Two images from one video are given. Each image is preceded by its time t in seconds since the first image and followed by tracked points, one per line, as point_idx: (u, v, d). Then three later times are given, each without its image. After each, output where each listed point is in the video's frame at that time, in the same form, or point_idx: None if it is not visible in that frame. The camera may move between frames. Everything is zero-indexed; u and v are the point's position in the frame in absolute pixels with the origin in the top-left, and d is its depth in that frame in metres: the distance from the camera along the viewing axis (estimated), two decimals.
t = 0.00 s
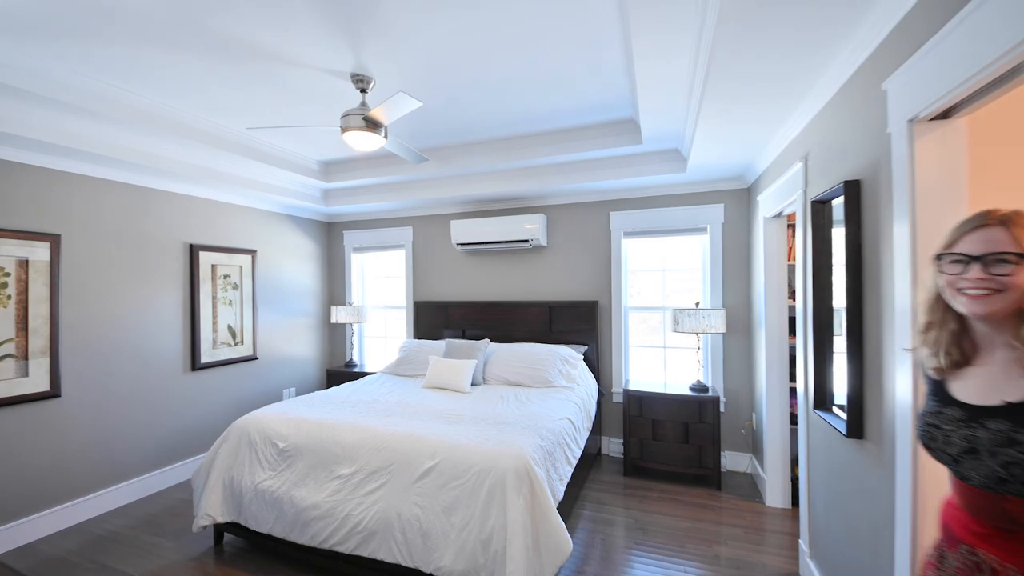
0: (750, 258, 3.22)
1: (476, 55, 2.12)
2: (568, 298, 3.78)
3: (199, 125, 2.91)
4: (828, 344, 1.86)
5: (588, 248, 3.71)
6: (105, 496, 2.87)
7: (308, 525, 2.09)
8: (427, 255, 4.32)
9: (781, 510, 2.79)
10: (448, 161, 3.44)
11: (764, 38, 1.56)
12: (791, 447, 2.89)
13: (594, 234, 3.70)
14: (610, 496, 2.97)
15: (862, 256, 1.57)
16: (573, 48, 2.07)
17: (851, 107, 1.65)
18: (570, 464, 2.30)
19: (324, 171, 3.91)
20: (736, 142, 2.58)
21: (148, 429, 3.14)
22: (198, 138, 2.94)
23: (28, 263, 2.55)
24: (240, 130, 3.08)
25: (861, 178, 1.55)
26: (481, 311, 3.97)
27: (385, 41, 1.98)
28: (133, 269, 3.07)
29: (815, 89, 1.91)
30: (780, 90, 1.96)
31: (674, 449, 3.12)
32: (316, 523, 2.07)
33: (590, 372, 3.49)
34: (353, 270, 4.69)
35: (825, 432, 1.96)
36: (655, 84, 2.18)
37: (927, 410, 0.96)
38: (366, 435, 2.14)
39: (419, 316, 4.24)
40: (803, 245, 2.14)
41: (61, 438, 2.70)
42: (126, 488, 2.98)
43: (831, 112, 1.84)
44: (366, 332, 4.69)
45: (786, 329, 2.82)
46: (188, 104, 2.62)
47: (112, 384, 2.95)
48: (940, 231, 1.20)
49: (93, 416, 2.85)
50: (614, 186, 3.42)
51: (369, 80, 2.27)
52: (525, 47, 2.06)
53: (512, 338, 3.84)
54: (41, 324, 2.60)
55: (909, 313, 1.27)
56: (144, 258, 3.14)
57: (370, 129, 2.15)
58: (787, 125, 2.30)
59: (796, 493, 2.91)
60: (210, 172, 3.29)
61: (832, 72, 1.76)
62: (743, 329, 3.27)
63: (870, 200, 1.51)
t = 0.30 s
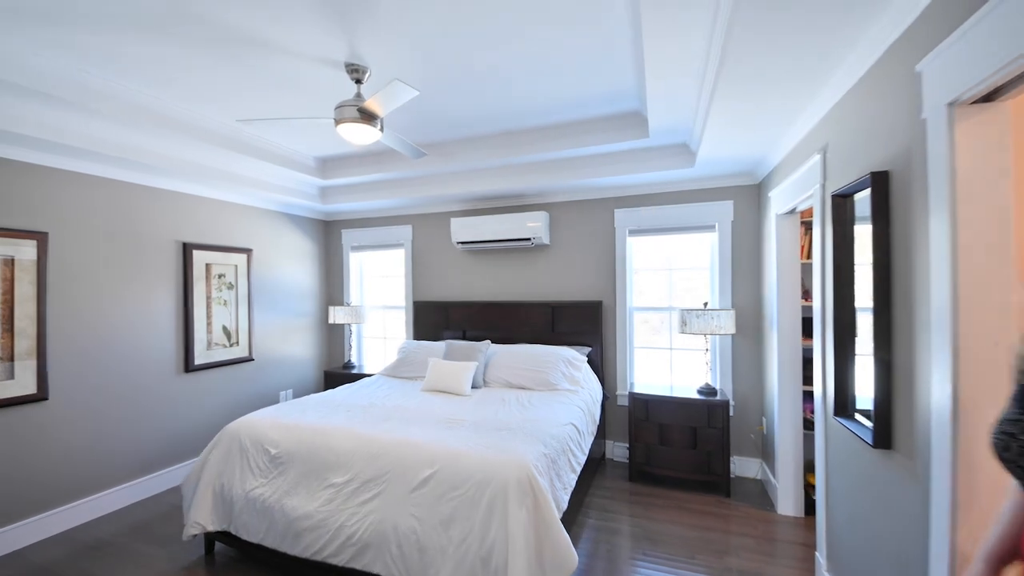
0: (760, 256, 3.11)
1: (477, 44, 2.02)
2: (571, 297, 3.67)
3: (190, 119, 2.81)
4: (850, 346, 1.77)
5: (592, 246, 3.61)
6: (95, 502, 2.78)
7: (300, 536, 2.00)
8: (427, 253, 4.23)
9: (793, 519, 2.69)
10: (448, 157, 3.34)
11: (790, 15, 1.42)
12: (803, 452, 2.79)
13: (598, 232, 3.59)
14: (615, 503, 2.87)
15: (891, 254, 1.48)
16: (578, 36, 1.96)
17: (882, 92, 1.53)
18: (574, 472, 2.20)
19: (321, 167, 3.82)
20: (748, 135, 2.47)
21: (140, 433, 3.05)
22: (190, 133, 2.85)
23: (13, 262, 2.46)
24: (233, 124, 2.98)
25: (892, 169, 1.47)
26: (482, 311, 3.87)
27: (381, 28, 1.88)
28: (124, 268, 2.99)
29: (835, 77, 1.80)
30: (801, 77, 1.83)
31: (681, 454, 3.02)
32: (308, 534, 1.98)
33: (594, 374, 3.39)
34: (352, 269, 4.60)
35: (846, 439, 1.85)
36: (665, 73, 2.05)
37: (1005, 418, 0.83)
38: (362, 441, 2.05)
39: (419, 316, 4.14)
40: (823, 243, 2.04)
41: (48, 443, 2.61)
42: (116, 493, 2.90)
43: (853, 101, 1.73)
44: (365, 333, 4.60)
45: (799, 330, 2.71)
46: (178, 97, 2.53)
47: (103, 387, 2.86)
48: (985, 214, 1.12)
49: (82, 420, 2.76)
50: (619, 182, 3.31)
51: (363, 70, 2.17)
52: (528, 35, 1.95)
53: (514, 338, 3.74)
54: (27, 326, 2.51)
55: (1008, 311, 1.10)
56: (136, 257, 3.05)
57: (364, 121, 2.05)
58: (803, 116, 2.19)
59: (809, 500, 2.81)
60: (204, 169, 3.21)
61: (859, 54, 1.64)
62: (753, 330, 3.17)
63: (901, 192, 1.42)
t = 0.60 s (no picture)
0: (779, 254, 2.95)
1: (479, 29, 1.90)
2: (579, 297, 3.54)
3: (185, 113, 2.72)
4: (885, 350, 1.62)
5: (601, 244, 3.47)
6: (89, 506, 2.72)
7: (293, 548, 1.89)
8: (430, 252, 4.12)
9: (816, 532, 2.54)
10: (452, 151, 3.23)
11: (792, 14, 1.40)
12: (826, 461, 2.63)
13: (607, 230, 3.46)
14: (625, 513, 2.73)
15: (936, 248, 1.34)
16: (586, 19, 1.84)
17: (923, 71, 1.39)
18: (582, 482, 2.07)
19: (322, 163, 3.72)
20: (768, 124, 2.32)
21: (137, 436, 2.99)
22: (185, 128, 2.76)
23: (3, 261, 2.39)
24: (230, 118, 2.89)
25: (936, 155, 1.32)
26: (487, 311, 3.75)
27: (376, 11, 1.77)
28: (120, 266, 2.91)
29: (867, 58, 1.66)
30: (824, 63, 1.71)
31: (695, 462, 2.88)
32: (300, 547, 1.87)
33: (603, 377, 3.26)
34: (355, 268, 4.51)
35: (879, 451, 1.70)
36: (679, 59, 1.92)
37: None
38: (358, 449, 1.94)
39: (422, 316, 4.04)
40: (852, 239, 1.89)
41: (40, 446, 2.54)
42: (111, 498, 2.83)
43: (889, 83, 1.59)
44: (369, 333, 4.51)
45: (821, 332, 2.56)
46: (171, 89, 2.44)
47: (97, 388, 2.79)
48: None
49: (76, 422, 2.69)
50: (630, 177, 3.17)
51: (359, 57, 2.04)
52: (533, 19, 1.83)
53: (519, 340, 3.61)
54: (18, 325, 2.44)
55: None
56: (133, 255, 2.98)
57: (360, 111, 1.94)
58: (829, 102, 2.04)
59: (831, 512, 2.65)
60: (201, 165, 3.12)
61: (895, 32, 1.49)
62: (771, 331, 3.01)
63: (948, 181, 1.28)
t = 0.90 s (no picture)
0: (806, 252, 2.77)
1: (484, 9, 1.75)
2: (591, 298, 3.38)
3: (179, 106, 2.61)
4: (936, 358, 1.45)
5: (613, 242, 3.31)
6: (83, 514, 2.63)
7: (285, 568, 1.77)
8: (436, 251, 3.99)
9: (847, 551, 2.36)
10: (457, 146, 3.09)
11: None
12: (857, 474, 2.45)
13: (620, 227, 3.29)
14: (640, 527, 2.58)
15: (1005, 245, 1.16)
16: None
17: (988, 43, 1.21)
18: (595, 498, 1.92)
19: (324, 159, 3.61)
20: (796, 112, 2.15)
21: (133, 440, 2.89)
22: (180, 122, 2.66)
23: None
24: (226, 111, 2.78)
25: (1005, 138, 1.14)
26: (494, 312, 3.61)
27: None
28: (114, 265, 2.82)
29: (916, 32, 1.48)
30: (866, 39, 1.54)
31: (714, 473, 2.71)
32: (293, 566, 1.75)
33: (616, 381, 3.10)
34: (359, 268, 4.40)
35: (928, 471, 1.53)
36: (701, 40, 1.75)
37: None
38: (354, 461, 1.81)
39: (428, 317, 3.91)
40: (894, 235, 1.71)
41: (31, 453, 2.45)
42: (107, 505, 2.74)
43: (945, 60, 1.41)
44: (373, 334, 4.40)
45: (853, 336, 2.37)
46: (163, 81, 2.33)
47: (90, 392, 2.70)
48: None
49: (69, 428, 2.60)
50: (644, 171, 3.01)
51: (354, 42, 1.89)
52: None
53: (528, 342, 3.47)
54: (6, 328, 2.35)
55: None
56: (128, 254, 2.89)
57: (357, 99, 1.81)
58: (867, 86, 1.86)
59: (862, 529, 2.47)
60: (198, 161, 3.02)
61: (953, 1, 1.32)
62: (795, 334, 2.83)
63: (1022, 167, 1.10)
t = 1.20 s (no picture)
0: (835, 252, 2.60)
1: None
2: (603, 300, 3.22)
3: (167, 97, 2.45)
4: (1006, 373, 1.27)
5: (627, 242, 3.14)
6: (66, 528, 2.49)
7: None
8: (440, 251, 3.84)
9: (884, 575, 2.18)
10: (462, 141, 2.94)
11: None
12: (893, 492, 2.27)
13: (634, 225, 3.13)
14: (658, 545, 2.41)
15: None
16: None
17: None
18: (614, 521, 1.75)
19: (324, 156, 3.47)
20: (830, 101, 1.98)
21: (120, 450, 2.75)
22: (170, 114, 2.50)
23: None
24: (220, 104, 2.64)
25: None
26: (501, 315, 3.46)
27: None
28: (101, 266, 2.68)
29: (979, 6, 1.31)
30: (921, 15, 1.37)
31: (737, 487, 2.54)
32: None
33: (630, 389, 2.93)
34: (361, 269, 4.26)
35: (994, 499, 1.35)
36: (730, 17, 1.58)
37: None
38: (351, 481, 1.66)
39: (432, 320, 3.76)
40: (949, 233, 1.54)
41: (13, 464, 2.32)
42: (92, 518, 2.60)
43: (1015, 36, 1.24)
44: (376, 337, 4.26)
45: (891, 342, 2.19)
46: (150, 70, 2.19)
47: (78, 399, 2.57)
48: None
49: (54, 438, 2.47)
50: (660, 167, 2.84)
51: (352, 24, 1.74)
52: None
53: (537, 347, 3.31)
54: None
55: None
56: (118, 254, 2.76)
57: (354, 85, 1.66)
58: (914, 71, 1.70)
59: (899, 549, 2.28)
60: (192, 157, 2.89)
61: None
62: (823, 339, 2.66)
63: None
